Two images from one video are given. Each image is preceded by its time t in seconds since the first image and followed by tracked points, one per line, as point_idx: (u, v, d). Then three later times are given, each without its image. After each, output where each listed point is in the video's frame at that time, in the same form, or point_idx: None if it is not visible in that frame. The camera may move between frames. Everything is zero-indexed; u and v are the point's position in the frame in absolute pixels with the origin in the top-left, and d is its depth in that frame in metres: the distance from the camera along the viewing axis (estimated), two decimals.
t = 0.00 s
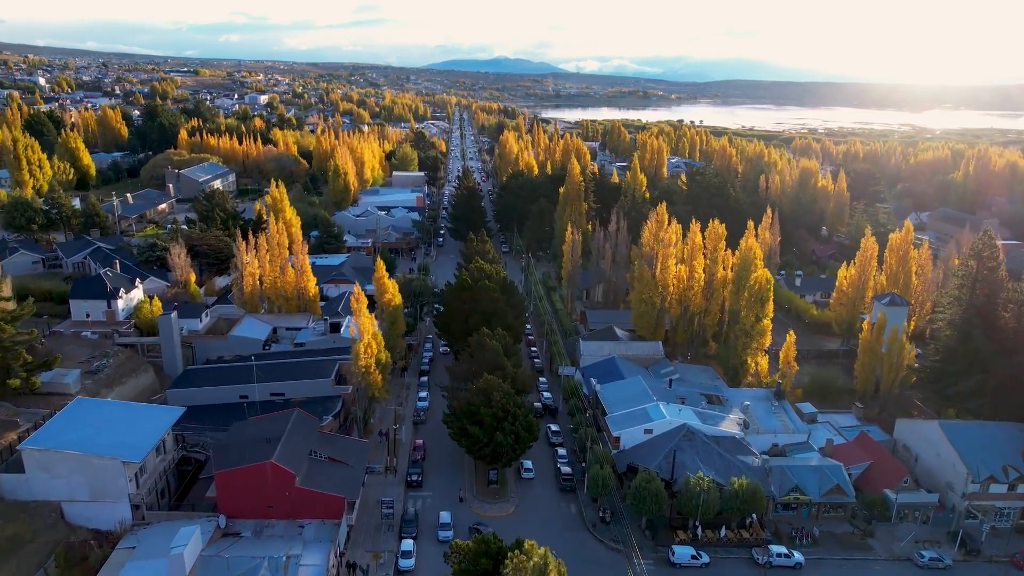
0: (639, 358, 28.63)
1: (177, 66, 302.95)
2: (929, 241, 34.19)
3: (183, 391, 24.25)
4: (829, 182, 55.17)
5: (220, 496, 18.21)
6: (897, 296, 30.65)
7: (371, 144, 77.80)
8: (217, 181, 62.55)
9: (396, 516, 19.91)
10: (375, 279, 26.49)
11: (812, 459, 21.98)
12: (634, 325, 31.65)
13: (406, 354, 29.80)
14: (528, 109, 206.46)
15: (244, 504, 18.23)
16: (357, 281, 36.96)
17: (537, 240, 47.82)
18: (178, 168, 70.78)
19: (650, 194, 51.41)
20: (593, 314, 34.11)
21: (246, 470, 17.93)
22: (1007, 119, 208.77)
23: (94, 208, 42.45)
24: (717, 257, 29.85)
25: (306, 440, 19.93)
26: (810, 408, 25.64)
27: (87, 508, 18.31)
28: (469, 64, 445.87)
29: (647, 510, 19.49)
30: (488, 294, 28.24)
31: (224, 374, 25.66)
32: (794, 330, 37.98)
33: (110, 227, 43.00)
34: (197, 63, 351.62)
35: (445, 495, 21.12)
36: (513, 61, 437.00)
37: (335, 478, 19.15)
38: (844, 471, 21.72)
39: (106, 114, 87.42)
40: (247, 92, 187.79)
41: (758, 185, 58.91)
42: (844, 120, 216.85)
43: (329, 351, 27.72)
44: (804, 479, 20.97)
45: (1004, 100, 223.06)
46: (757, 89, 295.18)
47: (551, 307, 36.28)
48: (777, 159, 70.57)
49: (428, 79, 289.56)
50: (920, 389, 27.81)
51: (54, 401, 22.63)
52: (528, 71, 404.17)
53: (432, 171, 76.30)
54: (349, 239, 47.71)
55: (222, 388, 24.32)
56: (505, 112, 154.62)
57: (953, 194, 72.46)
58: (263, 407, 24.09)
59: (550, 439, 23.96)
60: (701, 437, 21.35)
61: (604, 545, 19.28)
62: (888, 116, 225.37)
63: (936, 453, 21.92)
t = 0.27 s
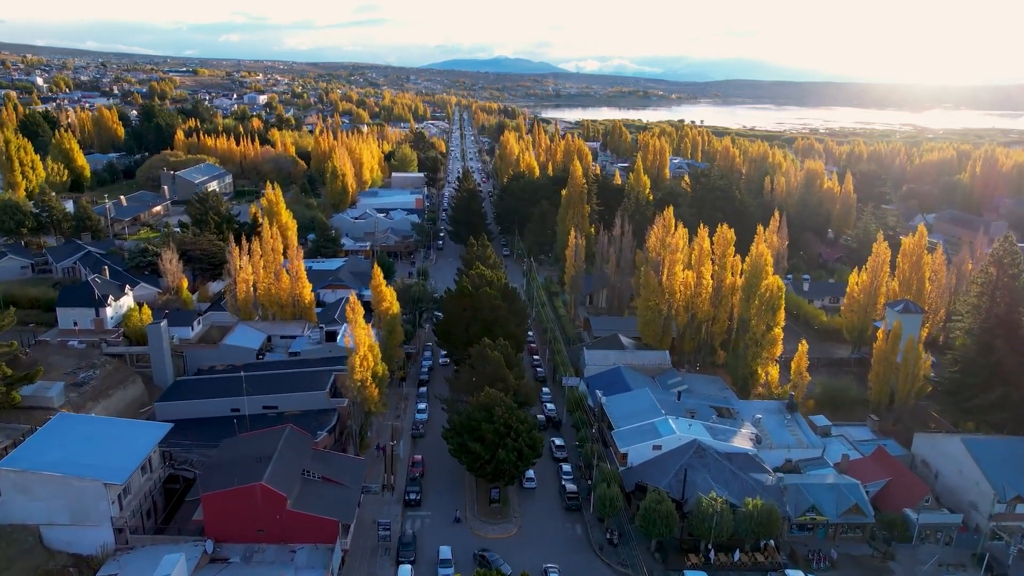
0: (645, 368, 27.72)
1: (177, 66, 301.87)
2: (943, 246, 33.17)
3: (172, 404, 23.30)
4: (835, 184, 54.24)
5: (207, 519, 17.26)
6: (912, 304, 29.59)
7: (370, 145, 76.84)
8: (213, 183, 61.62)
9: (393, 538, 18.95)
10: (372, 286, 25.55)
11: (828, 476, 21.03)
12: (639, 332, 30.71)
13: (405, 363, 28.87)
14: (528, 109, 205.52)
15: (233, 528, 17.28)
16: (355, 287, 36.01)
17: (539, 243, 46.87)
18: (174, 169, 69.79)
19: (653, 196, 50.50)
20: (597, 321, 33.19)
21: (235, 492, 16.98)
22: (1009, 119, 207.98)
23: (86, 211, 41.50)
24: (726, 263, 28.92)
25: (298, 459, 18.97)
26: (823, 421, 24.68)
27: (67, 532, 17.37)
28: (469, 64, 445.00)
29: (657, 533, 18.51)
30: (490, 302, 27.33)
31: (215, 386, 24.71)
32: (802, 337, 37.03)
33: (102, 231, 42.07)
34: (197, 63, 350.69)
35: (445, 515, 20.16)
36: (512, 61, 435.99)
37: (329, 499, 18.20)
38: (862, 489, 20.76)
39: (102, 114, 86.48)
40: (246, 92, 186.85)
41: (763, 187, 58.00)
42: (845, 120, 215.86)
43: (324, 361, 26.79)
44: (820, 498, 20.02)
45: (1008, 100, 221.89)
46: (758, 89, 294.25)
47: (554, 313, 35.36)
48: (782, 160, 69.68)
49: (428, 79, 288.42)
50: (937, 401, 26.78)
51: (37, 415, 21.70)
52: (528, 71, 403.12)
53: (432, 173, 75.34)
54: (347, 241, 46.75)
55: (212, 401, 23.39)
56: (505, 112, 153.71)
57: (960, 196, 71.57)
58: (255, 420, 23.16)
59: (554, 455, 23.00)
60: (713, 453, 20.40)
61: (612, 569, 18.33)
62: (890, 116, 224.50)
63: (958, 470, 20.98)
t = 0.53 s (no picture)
0: (652, 379, 26.82)
1: (176, 66, 300.90)
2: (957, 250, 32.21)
3: (159, 417, 22.37)
4: (841, 186, 53.39)
5: (192, 544, 16.33)
6: (926, 312, 28.63)
7: (369, 145, 75.91)
8: (209, 185, 60.79)
9: (390, 562, 18.02)
10: (368, 294, 24.61)
11: (845, 494, 20.10)
12: (645, 340, 29.79)
13: (403, 373, 27.95)
14: (529, 109, 204.56)
15: (220, 553, 16.37)
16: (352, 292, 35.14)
17: (541, 246, 45.95)
18: (170, 170, 68.82)
19: (657, 199, 49.57)
20: (601, 328, 32.26)
21: (222, 517, 16.04)
22: (1011, 119, 207.11)
23: (77, 213, 40.58)
24: (735, 269, 28.01)
25: (290, 479, 18.04)
26: (837, 434, 23.73)
27: (45, 558, 16.43)
28: (469, 64, 444.33)
29: (668, 557, 17.50)
30: (491, 310, 26.46)
31: (206, 398, 23.78)
32: (812, 344, 36.06)
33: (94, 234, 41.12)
34: (196, 63, 349.67)
35: (444, 536, 19.20)
36: (512, 61, 435.34)
37: (321, 523, 17.28)
38: (881, 508, 19.82)
39: (98, 115, 85.53)
40: (245, 92, 185.88)
41: (768, 189, 57.09)
42: (846, 121, 214.71)
43: (319, 372, 25.87)
44: (838, 518, 19.08)
45: (1009, 100, 221.23)
46: (758, 89, 293.33)
47: (557, 319, 34.42)
48: (786, 161, 68.79)
49: (427, 79, 287.54)
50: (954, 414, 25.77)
51: (18, 432, 20.75)
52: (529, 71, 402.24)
53: (432, 174, 74.45)
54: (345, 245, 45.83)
55: (202, 414, 22.47)
56: (505, 112, 152.78)
57: (966, 198, 70.65)
58: (247, 435, 22.22)
59: (558, 471, 22.04)
60: (726, 472, 19.46)
61: None
62: (891, 116, 223.59)
63: (981, 488, 20.05)
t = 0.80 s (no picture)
0: (659, 390, 25.89)
1: (175, 66, 299.85)
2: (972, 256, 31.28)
3: (146, 432, 21.43)
4: (847, 188, 52.48)
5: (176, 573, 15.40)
6: (942, 320, 27.73)
7: (367, 146, 74.94)
8: (205, 186, 59.84)
9: None
10: (364, 304, 23.70)
11: (864, 514, 19.15)
12: (652, 349, 28.86)
13: (401, 384, 27.04)
14: (529, 109, 203.17)
15: None
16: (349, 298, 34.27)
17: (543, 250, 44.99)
18: (167, 171, 67.85)
19: (661, 201, 48.63)
20: (606, 336, 31.30)
21: (207, 544, 15.10)
22: (1013, 119, 206.16)
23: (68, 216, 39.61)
24: (745, 276, 27.05)
25: (281, 502, 17.12)
26: (854, 449, 22.75)
27: None
28: (469, 63, 443.21)
29: None
30: (493, 319, 25.52)
31: (196, 412, 22.86)
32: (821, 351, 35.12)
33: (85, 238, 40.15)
34: (196, 63, 348.72)
35: (443, 560, 18.25)
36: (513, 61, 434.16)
37: (313, 550, 16.37)
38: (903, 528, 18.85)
39: (94, 115, 84.54)
40: (244, 92, 184.93)
41: (773, 191, 56.17)
42: (848, 120, 213.58)
43: (314, 384, 24.94)
44: (858, 541, 18.13)
45: (1006, 100, 221.38)
46: (759, 89, 292.26)
47: (560, 326, 33.47)
48: (790, 162, 67.87)
49: (427, 79, 286.39)
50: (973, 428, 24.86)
51: None
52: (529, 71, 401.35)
53: (432, 175, 73.52)
54: (342, 247, 44.85)
55: (191, 430, 21.55)
56: (506, 112, 151.87)
57: (973, 199, 69.70)
58: (238, 451, 21.26)
59: (564, 488, 21.14)
60: (740, 491, 18.50)
61: None
62: (893, 116, 222.70)
63: (1007, 509, 19.13)
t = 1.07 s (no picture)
0: (667, 401, 24.97)
1: (175, 66, 298.87)
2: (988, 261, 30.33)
3: (133, 449, 20.50)
4: (854, 190, 51.56)
5: None
6: (959, 328, 26.82)
7: (366, 146, 73.99)
8: (201, 188, 58.90)
9: None
10: (360, 314, 22.70)
11: (885, 536, 18.19)
12: (658, 358, 27.93)
13: (399, 395, 26.11)
14: (529, 109, 202.11)
15: None
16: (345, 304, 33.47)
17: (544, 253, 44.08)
18: (163, 173, 66.90)
19: (665, 203, 47.69)
20: (610, 344, 30.37)
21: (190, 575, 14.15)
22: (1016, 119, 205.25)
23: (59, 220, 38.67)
24: (756, 283, 26.11)
25: (271, 527, 16.16)
26: (872, 465, 21.73)
27: None
28: (469, 63, 442.21)
29: None
30: (494, 327, 24.60)
31: (185, 426, 21.95)
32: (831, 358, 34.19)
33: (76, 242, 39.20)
34: (195, 63, 347.96)
35: None
36: (513, 61, 433.28)
37: None
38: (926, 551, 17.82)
39: (90, 115, 83.61)
40: (243, 92, 183.98)
41: (778, 192, 55.25)
42: (849, 121, 212.56)
43: (308, 396, 24.00)
44: (879, 566, 17.13)
45: (1003, 100, 221.47)
46: (760, 88, 291.30)
47: (563, 333, 32.55)
48: (795, 162, 66.99)
49: (427, 79, 285.45)
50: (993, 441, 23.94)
51: None
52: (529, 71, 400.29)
53: (431, 176, 72.64)
54: (340, 250, 43.92)
55: (179, 446, 20.64)
56: (506, 112, 150.97)
57: (980, 201, 68.76)
58: (229, 468, 20.33)
59: (569, 507, 20.20)
60: (754, 513, 17.57)
61: None
62: (895, 115, 221.96)
63: None
